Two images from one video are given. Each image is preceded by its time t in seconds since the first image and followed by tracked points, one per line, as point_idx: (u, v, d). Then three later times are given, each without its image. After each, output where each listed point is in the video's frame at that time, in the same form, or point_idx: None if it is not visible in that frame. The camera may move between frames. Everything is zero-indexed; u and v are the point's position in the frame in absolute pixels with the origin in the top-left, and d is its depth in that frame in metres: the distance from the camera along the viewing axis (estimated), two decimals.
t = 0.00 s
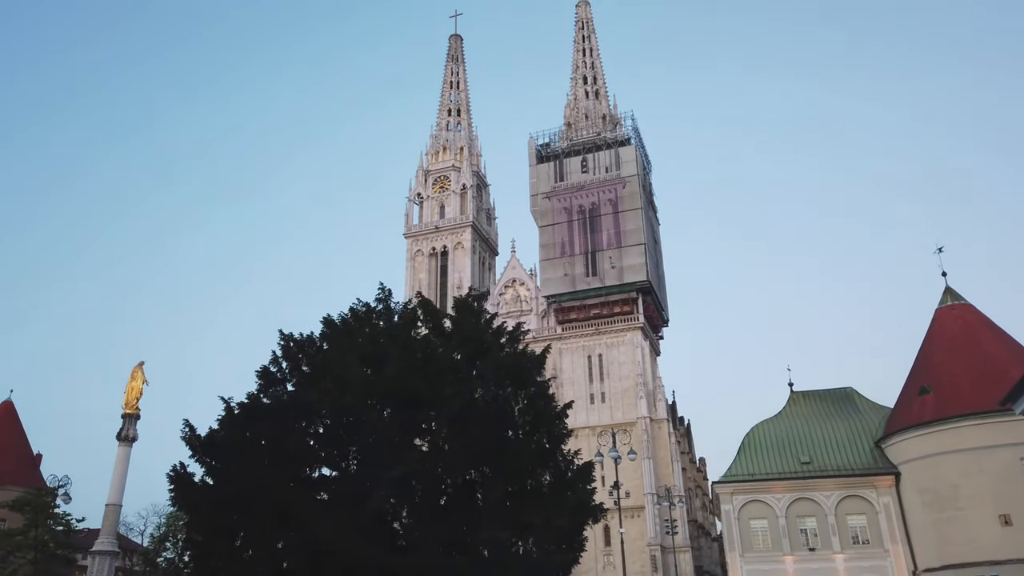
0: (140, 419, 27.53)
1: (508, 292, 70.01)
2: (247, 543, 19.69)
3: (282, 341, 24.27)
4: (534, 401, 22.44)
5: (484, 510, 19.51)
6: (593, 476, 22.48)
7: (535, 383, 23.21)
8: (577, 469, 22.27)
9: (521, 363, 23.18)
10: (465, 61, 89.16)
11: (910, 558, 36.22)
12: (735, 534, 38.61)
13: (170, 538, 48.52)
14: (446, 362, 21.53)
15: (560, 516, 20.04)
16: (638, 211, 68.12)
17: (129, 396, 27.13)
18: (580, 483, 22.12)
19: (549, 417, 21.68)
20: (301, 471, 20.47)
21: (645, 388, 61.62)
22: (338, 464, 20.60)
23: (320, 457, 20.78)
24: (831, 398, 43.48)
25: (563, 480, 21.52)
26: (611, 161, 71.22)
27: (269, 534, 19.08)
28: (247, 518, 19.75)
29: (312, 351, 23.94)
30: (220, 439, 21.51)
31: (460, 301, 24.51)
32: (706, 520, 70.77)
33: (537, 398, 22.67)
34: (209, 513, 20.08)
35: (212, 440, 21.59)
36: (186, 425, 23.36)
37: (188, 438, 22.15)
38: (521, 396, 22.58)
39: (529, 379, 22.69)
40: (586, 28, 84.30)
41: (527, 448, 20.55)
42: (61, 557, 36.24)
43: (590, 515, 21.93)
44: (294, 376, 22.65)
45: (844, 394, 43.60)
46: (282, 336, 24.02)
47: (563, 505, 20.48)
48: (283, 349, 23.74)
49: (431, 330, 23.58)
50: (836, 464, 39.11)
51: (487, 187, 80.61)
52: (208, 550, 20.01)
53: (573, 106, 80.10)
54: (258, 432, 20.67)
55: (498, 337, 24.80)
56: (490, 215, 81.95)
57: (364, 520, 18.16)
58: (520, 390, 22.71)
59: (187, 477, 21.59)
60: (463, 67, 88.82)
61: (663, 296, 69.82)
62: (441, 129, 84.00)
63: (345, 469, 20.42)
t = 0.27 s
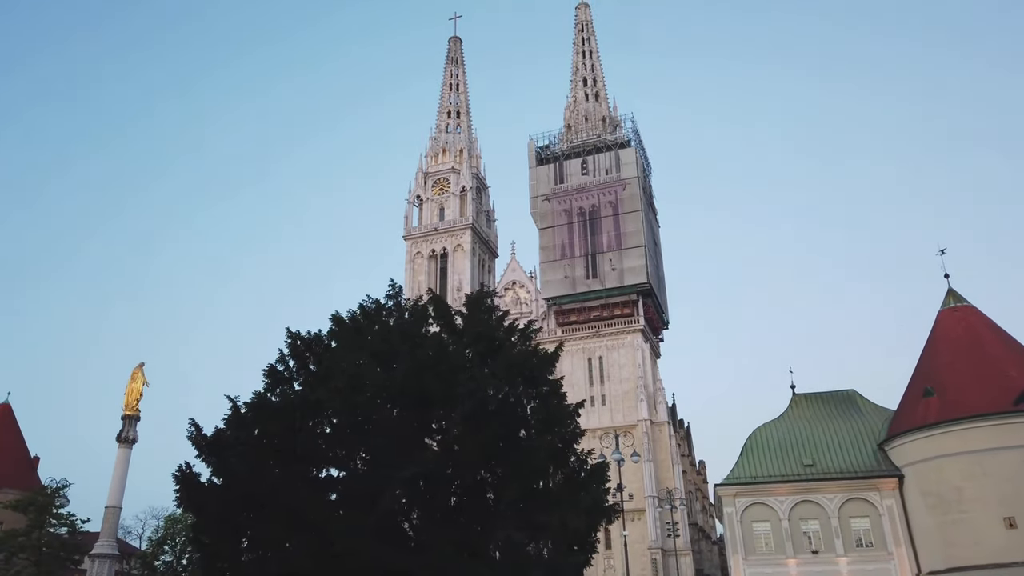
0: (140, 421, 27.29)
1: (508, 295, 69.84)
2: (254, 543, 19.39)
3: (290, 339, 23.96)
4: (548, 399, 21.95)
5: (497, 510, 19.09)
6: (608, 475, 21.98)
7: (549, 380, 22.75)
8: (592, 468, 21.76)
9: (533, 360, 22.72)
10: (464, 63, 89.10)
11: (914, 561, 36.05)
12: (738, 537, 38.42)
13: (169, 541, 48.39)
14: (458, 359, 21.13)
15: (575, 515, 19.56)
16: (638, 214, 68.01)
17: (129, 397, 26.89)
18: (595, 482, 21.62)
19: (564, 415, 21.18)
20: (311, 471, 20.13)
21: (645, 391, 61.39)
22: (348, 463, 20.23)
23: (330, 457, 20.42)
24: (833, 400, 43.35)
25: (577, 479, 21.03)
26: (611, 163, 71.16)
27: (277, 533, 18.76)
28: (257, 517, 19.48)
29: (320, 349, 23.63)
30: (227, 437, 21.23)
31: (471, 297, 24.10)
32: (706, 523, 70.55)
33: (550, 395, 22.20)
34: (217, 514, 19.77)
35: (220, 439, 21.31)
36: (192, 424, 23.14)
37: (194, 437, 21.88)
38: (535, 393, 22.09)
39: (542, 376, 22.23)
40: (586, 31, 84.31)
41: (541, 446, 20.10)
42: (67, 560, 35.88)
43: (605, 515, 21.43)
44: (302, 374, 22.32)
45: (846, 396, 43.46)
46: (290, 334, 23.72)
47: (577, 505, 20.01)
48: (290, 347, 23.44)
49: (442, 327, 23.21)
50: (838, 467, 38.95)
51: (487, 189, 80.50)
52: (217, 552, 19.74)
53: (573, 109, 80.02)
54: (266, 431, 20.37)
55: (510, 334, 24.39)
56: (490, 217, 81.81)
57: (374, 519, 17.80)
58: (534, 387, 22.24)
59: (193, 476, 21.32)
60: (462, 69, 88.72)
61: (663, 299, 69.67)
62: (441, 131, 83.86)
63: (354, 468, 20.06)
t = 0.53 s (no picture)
0: (136, 424, 27.00)
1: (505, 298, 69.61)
2: (258, 546, 19.02)
3: (292, 339, 23.63)
4: (557, 400, 21.50)
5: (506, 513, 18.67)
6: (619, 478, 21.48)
7: (558, 381, 22.31)
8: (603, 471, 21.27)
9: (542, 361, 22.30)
10: (461, 66, 88.99)
11: (914, 566, 35.88)
12: (737, 541, 38.25)
13: (164, 545, 48.16)
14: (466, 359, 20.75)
15: (586, 518, 19.10)
16: (636, 217, 67.92)
17: (125, 400, 26.60)
18: (606, 485, 21.12)
19: (574, 416, 20.72)
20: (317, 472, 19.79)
21: (643, 394, 61.19)
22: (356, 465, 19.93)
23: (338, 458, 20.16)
24: (832, 404, 43.25)
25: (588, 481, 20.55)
26: (609, 166, 71.13)
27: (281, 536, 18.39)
28: (261, 518, 19.17)
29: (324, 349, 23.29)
30: (230, 439, 20.89)
31: (479, 297, 23.72)
32: (703, 527, 70.34)
33: (560, 396, 21.77)
34: (221, 517, 19.44)
35: (224, 441, 21.03)
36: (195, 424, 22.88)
37: (197, 438, 21.57)
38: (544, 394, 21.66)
39: (551, 377, 21.81)
40: (583, 34, 84.33)
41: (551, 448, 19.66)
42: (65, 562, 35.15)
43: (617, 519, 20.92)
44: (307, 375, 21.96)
45: (845, 400, 43.36)
46: (293, 335, 23.39)
47: (588, 508, 19.52)
48: (294, 348, 23.11)
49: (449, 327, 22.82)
50: (838, 471, 38.83)
51: (484, 192, 80.34)
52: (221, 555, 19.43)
53: (571, 112, 79.96)
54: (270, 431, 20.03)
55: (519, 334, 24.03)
56: (487, 220, 81.64)
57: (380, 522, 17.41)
58: (542, 388, 21.79)
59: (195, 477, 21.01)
60: (460, 72, 88.60)
61: (661, 303, 69.54)
62: (438, 134, 83.71)
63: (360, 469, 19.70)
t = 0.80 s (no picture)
0: (131, 425, 26.70)
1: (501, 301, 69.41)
2: (262, 547, 18.68)
3: (296, 336, 23.18)
4: (566, 398, 20.99)
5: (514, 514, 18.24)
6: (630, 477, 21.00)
7: (567, 379, 21.82)
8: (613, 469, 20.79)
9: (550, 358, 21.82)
10: (457, 69, 88.88)
11: (913, 569, 35.78)
12: (735, 544, 38.10)
13: (156, 549, 47.72)
14: (472, 357, 20.31)
15: (596, 519, 18.64)
16: (632, 220, 67.84)
17: (120, 401, 26.30)
18: (617, 484, 20.65)
19: (583, 415, 20.26)
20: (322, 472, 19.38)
21: (640, 398, 61.09)
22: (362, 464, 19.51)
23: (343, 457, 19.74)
24: (830, 407, 43.17)
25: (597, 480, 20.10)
26: (605, 169, 71.07)
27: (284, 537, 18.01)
28: (264, 519, 18.82)
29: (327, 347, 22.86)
30: (232, 438, 20.50)
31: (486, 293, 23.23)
32: (699, 531, 70.21)
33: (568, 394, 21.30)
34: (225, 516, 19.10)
35: (227, 439, 20.67)
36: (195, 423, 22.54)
37: (197, 438, 21.18)
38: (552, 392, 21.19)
39: (560, 374, 21.31)
40: (579, 37, 84.36)
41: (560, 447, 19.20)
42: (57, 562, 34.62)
43: (628, 519, 20.47)
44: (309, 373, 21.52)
45: (843, 403, 43.29)
46: (295, 333, 22.96)
47: (599, 509, 19.06)
48: (297, 346, 22.68)
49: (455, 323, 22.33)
50: (836, 474, 38.74)
51: (480, 195, 80.19)
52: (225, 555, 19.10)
53: (567, 115, 79.93)
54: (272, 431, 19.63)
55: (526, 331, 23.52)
56: (483, 223, 81.51)
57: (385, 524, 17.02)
58: (551, 386, 21.32)
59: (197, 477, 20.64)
60: (455, 75, 88.53)
61: (657, 306, 69.44)
62: (434, 136, 83.56)
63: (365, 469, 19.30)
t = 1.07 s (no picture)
0: (125, 428, 26.38)
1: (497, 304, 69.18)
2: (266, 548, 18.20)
3: (299, 335, 22.72)
4: (575, 398, 20.52)
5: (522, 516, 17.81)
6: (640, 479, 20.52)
7: (576, 379, 21.30)
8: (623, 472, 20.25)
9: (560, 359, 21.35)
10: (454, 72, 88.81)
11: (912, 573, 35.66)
12: (733, 549, 37.93)
13: (149, 554, 47.24)
14: (480, 357, 19.86)
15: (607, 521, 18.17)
16: (629, 224, 67.75)
17: (115, 404, 25.98)
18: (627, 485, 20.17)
19: (592, 416, 19.76)
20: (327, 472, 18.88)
21: (636, 402, 60.95)
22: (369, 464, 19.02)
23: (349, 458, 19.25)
24: (828, 411, 43.10)
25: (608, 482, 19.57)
26: (601, 173, 70.97)
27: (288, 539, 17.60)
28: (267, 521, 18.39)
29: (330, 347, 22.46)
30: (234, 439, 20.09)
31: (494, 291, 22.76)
32: (695, 536, 69.98)
33: (577, 394, 20.79)
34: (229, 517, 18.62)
35: (230, 439, 20.19)
36: (195, 423, 22.16)
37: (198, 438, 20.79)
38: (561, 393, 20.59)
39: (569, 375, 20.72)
40: (575, 41, 84.36)
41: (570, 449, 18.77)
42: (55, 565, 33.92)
43: (638, 521, 20.00)
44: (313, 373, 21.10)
45: (841, 406, 43.24)
46: (298, 332, 22.55)
47: (610, 511, 18.65)
48: (300, 345, 22.27)
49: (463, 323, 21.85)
50: (834, 478, 38.63)
51: (476, 198, 80.04)
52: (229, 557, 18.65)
53: (563, 119, 79.87)
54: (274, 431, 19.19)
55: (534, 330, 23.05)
56: (479, 226, 81.35)
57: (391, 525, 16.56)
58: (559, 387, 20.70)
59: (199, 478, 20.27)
60: (451, 78, 88.44)
61: (653, 310, 69.32)
62: (430, 140, 83.40)
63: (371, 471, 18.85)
